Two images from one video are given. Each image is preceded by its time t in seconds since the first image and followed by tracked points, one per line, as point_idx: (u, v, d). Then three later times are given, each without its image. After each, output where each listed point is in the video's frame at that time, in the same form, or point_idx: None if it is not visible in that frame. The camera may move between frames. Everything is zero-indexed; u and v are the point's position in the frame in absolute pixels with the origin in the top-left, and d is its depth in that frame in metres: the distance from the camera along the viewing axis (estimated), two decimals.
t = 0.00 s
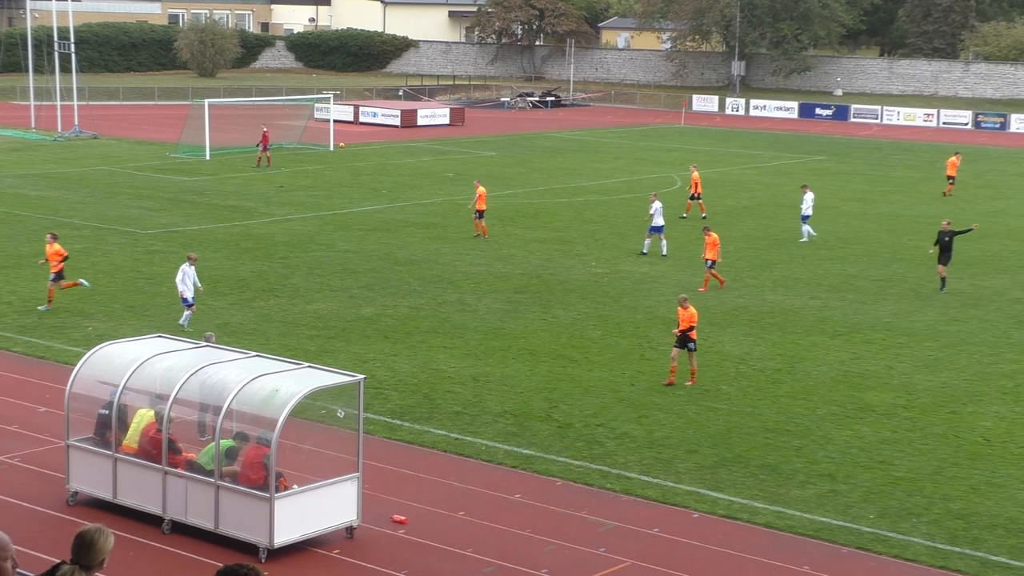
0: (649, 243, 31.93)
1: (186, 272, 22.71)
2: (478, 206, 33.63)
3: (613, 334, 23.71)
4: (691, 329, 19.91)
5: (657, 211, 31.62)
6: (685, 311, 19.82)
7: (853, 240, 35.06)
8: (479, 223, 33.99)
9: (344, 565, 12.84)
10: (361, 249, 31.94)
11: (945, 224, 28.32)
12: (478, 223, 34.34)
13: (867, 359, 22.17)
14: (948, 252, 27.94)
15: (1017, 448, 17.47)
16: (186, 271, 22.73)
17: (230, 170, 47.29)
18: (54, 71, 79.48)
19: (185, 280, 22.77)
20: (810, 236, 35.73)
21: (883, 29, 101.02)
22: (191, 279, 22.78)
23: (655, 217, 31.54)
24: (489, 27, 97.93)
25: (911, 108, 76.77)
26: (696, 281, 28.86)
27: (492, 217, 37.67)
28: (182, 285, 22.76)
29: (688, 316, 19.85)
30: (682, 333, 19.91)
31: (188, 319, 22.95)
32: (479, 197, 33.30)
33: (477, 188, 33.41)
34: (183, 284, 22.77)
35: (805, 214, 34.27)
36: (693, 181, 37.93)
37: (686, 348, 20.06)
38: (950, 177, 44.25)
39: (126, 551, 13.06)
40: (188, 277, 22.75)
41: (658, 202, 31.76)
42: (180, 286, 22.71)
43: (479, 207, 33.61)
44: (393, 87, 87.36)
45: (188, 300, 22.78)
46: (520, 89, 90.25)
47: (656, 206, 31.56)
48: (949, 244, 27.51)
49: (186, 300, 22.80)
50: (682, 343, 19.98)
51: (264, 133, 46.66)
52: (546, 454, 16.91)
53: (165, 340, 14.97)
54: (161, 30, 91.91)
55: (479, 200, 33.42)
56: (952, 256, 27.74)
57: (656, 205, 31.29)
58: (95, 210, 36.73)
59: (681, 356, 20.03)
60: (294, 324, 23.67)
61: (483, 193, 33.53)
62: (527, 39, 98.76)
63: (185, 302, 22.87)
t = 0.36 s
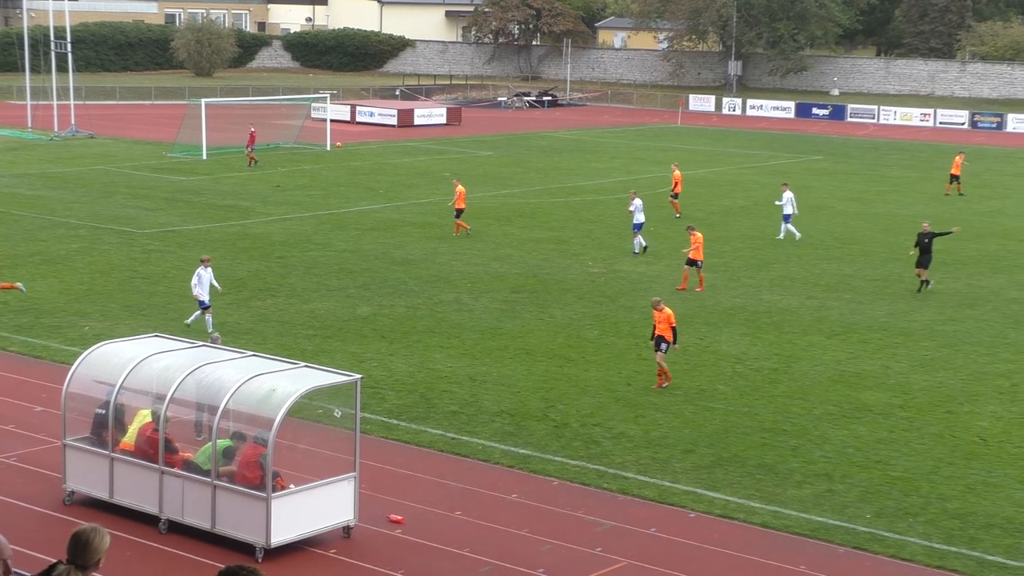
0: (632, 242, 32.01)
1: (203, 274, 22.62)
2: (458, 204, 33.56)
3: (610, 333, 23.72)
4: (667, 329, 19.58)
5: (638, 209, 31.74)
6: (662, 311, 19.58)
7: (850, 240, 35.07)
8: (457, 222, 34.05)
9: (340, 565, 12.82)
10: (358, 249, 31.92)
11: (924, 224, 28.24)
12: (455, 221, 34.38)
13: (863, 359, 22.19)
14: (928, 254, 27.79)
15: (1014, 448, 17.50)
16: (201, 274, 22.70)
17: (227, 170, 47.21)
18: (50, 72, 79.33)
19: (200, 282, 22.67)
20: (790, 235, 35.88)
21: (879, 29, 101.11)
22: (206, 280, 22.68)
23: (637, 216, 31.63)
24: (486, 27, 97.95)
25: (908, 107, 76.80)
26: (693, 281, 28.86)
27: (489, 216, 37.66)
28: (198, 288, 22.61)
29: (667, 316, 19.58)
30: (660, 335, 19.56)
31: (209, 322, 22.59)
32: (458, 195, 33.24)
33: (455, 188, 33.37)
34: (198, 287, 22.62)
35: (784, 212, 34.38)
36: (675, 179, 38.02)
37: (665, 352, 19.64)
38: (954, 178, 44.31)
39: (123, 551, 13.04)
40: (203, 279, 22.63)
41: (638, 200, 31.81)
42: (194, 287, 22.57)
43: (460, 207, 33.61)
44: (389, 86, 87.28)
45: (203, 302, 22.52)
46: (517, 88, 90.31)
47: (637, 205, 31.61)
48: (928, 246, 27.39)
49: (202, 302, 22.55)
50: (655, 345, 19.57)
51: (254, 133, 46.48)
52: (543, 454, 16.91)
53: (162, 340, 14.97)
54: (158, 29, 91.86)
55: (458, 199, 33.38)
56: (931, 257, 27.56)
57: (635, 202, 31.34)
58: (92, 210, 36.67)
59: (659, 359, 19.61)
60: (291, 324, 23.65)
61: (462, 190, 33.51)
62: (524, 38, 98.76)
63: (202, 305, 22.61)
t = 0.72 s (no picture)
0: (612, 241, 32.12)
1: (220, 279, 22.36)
2: (437, 205, 33.38)
3: (607, 333, 23.72)
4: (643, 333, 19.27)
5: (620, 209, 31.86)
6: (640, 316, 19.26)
7: (847, 240, 35.06)
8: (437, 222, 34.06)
9: (337, 565, 12.81)
10: (355, 249, 31.91)
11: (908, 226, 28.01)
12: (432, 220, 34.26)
13: (860, 359, 22.18)
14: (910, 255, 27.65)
15: (1011, 447, 17.50)
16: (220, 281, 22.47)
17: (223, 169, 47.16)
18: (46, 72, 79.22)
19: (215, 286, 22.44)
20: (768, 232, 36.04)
21: (877, 29, 101.19)
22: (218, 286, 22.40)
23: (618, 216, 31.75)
24: (483, 26, 97.94)
25: (905, 107, 76.80)
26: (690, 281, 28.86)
27: (486, 216, 37.65)
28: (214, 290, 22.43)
29: (644, 320, 19.25)
30: (638, 339, 19.26)
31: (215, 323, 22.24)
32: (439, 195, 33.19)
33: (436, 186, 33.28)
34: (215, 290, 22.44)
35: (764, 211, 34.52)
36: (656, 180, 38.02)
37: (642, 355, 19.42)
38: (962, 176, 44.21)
39: (119, 551, 13.03)
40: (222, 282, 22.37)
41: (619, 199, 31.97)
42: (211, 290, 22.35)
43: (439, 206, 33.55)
44: (386, 86, 87.17)
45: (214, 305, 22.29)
46: (514, 88, 90.33)
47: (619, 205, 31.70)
48: (910, 246, 27.17)
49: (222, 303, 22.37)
50: (636, 349, 19.33)
51: (239, 133, 46.37)
52: (540, 454, 16.90)
53: (159, 340, 14.96)
54: (155, 29, 91.81)
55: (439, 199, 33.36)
56: (912, 258, 27.37)
57: (616, 202, 31.43)
58: (89, 210, 36.63)
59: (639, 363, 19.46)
60: (289, 324, 23.63)
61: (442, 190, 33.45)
62: (521, 38, 98.62)
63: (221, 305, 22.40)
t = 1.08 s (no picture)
0: (590, 239, 32.28)
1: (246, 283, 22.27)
2: (417, 204, 33.73)
3: (604, 334, 23.74)
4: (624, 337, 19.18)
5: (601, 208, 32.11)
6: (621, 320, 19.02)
7: (844, 240, 35.09)
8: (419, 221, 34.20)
9: (336, 565, 12.81)
10: (353, 249, 31.91)
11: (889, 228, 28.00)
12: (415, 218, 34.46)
13: (857, 359, 22.20)
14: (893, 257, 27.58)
15: (1007, 448, 17.53)
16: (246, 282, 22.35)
17: (220, 170, 47.19)
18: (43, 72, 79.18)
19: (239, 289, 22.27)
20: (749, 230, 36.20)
21: (874, 29, 101.29)
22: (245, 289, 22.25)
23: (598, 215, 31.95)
24: (480, 27, 97.92)
25: (902, 107, 76.87)
26: (687, 281, 28.89)
27: (484, 217, 37.67)
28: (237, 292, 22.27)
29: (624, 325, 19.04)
30: (617, 343, 19.17)
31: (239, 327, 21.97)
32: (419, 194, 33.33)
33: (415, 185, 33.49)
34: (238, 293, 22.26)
35: (742, 210, 34.68)
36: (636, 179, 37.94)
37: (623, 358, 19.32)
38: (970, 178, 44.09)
39: (116, 552, 13.03)
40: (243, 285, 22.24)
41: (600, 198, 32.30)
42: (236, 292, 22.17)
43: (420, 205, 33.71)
44: (383, 86, 87.11)
45: (244, 307, 22.19)
46: (512, 88, 90.39)
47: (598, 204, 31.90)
48: (892, 248, 27.18)
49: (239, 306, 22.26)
50: (617, 353, 19.24)
51: (225, 132, 46.40)
52: (537, 454, 16.92)
53: (156, 340, 14.96)
54: (152, 29, 91.80)
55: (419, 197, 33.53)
56: (895, 260, 27.35)
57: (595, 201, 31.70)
58: (86, 210, 36.61)
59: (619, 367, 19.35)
60: (286, 324, 23.64)
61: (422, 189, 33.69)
62: (518, 39, 98.63)
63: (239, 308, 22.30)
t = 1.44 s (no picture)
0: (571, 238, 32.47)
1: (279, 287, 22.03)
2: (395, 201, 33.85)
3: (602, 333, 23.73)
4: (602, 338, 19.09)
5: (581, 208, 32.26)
6: (599, 319, 19.00)
7: (842, 240, 35.11)
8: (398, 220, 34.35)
9: (333, 565, 12.80)
10: (351, 249, 31.90)
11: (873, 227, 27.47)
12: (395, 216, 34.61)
13: (855, 359, 22.20)
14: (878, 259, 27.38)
15: (1005, 447, 17.54)
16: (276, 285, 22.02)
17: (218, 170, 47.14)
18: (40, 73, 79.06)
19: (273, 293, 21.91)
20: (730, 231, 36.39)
21: (872, 29, 101.33)
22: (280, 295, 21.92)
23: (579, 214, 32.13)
24: (478, 27, 97.98)
25: (900, 107, 76.91)
26: (686, 281, 28.90)
27: (482, 217, 37.67)
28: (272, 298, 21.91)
29: (605, 324, 19.01)
30: (596, 343, 19.08)
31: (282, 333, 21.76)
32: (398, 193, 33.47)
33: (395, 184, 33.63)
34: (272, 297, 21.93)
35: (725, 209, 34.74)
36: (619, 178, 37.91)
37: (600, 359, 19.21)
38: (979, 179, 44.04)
39: (113, 551, 13.01)
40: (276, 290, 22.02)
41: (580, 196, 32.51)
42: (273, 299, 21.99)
43: (399, 204, 33.89)
44: (381, 86, 86.98)
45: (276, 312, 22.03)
46: (510, 88, 90.39)
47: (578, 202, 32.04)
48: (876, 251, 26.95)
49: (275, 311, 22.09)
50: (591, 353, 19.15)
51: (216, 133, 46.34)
52: (535, 454, 16.91)
53: (154, 339, 14.94)
54: (149, 29, 91.72)
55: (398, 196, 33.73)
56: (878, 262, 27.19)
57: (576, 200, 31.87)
58: (84, 210, 36.56)
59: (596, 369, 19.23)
60: (284, 324, 23.61)
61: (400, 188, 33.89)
62: (515, 38, 98.69)
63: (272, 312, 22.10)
